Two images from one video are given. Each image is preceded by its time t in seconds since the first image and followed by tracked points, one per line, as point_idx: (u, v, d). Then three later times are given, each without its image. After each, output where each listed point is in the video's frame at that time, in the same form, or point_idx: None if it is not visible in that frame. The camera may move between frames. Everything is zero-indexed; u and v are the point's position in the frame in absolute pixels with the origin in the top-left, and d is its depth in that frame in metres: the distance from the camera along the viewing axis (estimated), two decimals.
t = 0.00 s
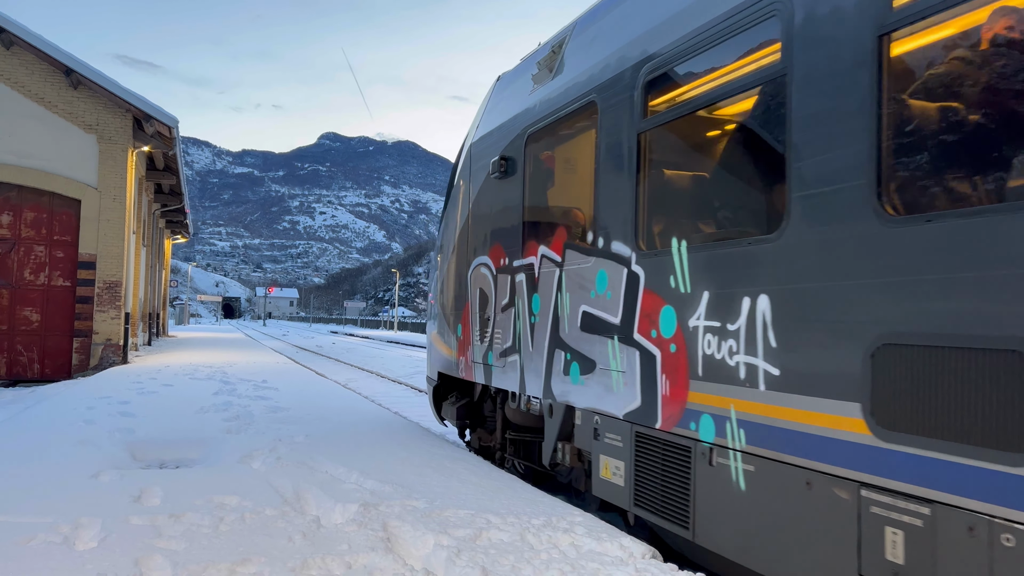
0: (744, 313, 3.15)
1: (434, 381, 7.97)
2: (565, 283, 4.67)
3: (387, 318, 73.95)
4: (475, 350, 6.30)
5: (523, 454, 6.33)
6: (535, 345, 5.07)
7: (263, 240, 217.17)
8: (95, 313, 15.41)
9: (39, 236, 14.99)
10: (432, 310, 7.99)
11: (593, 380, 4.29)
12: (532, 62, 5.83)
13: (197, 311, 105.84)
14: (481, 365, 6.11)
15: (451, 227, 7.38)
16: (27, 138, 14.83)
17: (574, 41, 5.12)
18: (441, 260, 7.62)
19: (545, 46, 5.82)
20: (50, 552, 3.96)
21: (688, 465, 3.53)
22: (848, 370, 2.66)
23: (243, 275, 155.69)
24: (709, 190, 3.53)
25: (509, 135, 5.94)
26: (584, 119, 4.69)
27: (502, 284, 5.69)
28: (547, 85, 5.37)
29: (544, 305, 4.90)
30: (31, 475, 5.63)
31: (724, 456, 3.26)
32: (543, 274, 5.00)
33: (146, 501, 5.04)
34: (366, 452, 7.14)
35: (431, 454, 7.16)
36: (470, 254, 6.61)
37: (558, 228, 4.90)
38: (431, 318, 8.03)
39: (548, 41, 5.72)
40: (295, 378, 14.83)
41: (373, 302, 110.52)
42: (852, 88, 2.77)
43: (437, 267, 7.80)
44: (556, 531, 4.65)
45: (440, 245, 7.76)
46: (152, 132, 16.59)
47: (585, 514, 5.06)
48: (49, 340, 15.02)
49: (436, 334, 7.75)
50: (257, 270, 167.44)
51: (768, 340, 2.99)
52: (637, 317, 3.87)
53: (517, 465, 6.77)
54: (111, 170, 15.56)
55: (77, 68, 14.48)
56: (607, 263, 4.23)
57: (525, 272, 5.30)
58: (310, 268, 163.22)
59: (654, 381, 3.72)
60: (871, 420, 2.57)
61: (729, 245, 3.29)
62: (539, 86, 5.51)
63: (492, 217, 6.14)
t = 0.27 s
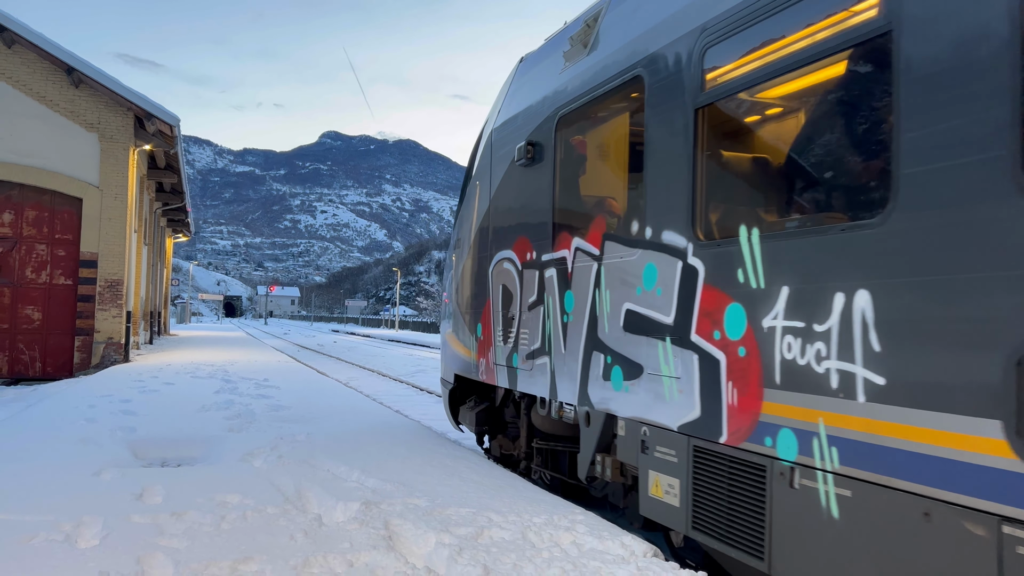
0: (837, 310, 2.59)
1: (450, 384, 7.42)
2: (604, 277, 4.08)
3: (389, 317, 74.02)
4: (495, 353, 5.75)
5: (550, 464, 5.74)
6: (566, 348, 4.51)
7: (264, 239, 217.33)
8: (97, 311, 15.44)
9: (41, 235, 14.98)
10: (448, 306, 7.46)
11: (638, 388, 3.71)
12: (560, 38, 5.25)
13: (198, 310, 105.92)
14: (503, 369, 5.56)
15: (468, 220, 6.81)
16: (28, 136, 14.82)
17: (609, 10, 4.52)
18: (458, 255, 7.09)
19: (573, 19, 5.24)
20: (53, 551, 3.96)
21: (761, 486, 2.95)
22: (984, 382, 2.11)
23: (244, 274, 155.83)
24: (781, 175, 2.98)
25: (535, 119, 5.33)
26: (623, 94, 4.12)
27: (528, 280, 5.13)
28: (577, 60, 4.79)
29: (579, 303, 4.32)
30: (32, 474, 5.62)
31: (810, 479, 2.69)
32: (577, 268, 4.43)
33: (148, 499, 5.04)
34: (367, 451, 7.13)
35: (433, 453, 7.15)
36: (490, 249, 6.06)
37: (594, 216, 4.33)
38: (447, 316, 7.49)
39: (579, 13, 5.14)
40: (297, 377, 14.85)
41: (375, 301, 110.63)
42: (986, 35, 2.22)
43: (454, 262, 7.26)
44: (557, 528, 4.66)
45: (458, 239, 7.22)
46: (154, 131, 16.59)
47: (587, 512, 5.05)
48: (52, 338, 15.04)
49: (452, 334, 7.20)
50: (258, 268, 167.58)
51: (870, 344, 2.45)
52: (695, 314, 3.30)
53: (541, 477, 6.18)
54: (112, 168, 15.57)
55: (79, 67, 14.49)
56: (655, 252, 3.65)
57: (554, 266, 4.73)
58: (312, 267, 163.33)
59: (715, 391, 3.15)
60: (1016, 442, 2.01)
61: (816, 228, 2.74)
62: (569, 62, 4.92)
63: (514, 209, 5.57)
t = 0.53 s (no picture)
0: (965, 310, 2.22)
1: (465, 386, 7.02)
2: (653, 271, 3.69)
3: (390, 315, 74.03)
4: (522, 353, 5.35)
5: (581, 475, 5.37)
6: (607, 349, 4.12)
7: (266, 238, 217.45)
8: (99, 309, 15.42)
9: (43, 233, 15.03)
10: (465, 304, 7.06)
11: (697, 396, 3.33)
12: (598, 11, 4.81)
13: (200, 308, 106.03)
14: (531, 370, 5.16)
15: (490, 212, 6.40)
16: (30, 134, 14.85)
17: None
18: (479, 249, 6.69)
19: None
20: (55, 548, 3.96)
21: (859, 511, 2.58)
22: None
23: (246, 272, 155.95)
24: (886, 155, 2.60)
25: (568, 102, 4.93)
26: (677, 70, 3.72)
27: (560, 276, 4.74)
28: (619, 34, 4.37)
29: (622, 301, 3.96)
30: (34, 472, 5.63)
31: (927, 506, 2.33)
32: (619, 262, 4.05)
33: (150, 497, 5.05)
34: (369, 449, 7.12)
35: (434, 451, 7.15)
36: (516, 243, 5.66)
37: (640, 205, 3.93)
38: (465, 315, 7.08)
39: None
40: (298, 375, 14.85)
41: (376, 299, 110.68)
42: None
43: (474, 258, 6.86)
44: (559, 526, 4.66)
45: (478, 234, 6.82)
46: (156, 129, 16.57)
47: (589, 510, 5.05)
48: (53, 336, 15.06)
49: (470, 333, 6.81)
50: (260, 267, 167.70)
51: (1012, 350, 2.07)
52: (771, 315, 2.93)
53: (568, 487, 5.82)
54: (114, 166, 15.50)
55: (81, 65, 14.48)
56: (718, 244, 3.26)
57: (592, 260, 4.34)
58: (313, 265, 163.40)
59: (800, 402, 2.78)
60: None
61: (931, 216, 2.38)
62: (609, 37, 4.50)
63: (544, 199, 5.16)
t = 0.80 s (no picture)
0: None
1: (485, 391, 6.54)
2: (713, 264, 3.19)
3: (392, 314, 74.07)
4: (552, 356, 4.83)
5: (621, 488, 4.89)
6: (655, 354, 3.61)
7: (268, 236, 217.70)
8: (101, 307, 15.42)
9: (45, 231, 15.07)
10: (484, 302, 6.54)
11: (776, 409, 2.83)
12: None
13: (202, 307, 106.17)
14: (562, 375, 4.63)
15: (513, 204, 5.86)
16: (32, 133, 14.87)
17: None
18: (499, 244, 6.17)
19: None
20: (57, 546, 3.97)
21: (997, 552, 2.10)
22: None
23: (248, 271, 156.13)
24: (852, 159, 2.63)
25: (603, 79, 4.39)
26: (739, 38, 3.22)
27: (597, 271, 4.22)
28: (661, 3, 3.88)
29: (673, 299, 3.46)
30: (37, 469, 5.64)
31: None
32: (671, 254, 3.52)
33: (152, 495, 5.05)
34: (371, 447, 7.11)
35: (436, 449, 7.15)
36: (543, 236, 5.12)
37: (694, 190, 3.42)
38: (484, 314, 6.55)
39: None
40: (300, 374, 14.85)
41: (378, 298, 110.71)
42: None
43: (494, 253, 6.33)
44: (561, 524, 4.65)
45: (498, 228, 6.28)
46: (157, 127, 16.59)
47: (591, 508, 5.05)
48: (56, 334, 15.09)
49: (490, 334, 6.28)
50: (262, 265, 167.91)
51: None
52: (875, 312, 2.45)
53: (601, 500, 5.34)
54: (116, 165, 15.51)
55: (83, 63, 14.48)
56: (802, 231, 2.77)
57: (635, 253, 3.83)
58: (315, 264, 163.54)
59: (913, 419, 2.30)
60: None
61: None
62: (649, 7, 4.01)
63: (576, 188, 4.63)
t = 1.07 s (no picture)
0: None
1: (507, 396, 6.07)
2: (792, 255, 2.72)
3: (394, 312, 74.08)
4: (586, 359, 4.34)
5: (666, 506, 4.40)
6: (714, 360, 3.12)
7: (269, 235, 217.84)
8: (103, 306, 15.43)
9: (47, 230, 15.09)
10: (507, 302, 6.06)
11: (877, 425, 2.35)
12: None
13: (203, 305, 106.29)
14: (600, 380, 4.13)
15: (540, 196, 5.37)
16: (35, 132, 14.89)
17: None
18: (524, 239, 5.68)
19: None
20: (60, 543, 3.98)
21: None
22: None
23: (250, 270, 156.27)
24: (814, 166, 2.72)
25: (647, 53, 3.92)
26: None
27: (642, 265, 3.73)
28: None
29: (740, 295, 2.97)
30: (40, 467, 5.65)
31: None
32: (737, 244, 3.03)
33: (154, 493, 5.06)
34: (372, 446, 7.10)
35: (437, 448, 7.14)
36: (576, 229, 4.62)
37: (765, 171, 2.94)
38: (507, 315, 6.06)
39: None
40: (302, 372, 14.86)
41: (379, 297, 110.73)
42: None
43: (518, 250, 5.84)
44: (562, 523, 4.65)
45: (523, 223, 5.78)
46: (159, 126, 16.59)
47: (592, 507, 5.05)
48: (58, 333, 15.11)
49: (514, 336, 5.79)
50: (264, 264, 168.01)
51: None
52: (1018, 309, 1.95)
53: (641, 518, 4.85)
54: (118, 164, 15.51)
55: (85, 62, 14.49)
56: (913, 214, 2.29)
57: (690, 244, 3.34)
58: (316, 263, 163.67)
59: None
60: None
61: None
62: None
63: (615, 174, 4.13)
